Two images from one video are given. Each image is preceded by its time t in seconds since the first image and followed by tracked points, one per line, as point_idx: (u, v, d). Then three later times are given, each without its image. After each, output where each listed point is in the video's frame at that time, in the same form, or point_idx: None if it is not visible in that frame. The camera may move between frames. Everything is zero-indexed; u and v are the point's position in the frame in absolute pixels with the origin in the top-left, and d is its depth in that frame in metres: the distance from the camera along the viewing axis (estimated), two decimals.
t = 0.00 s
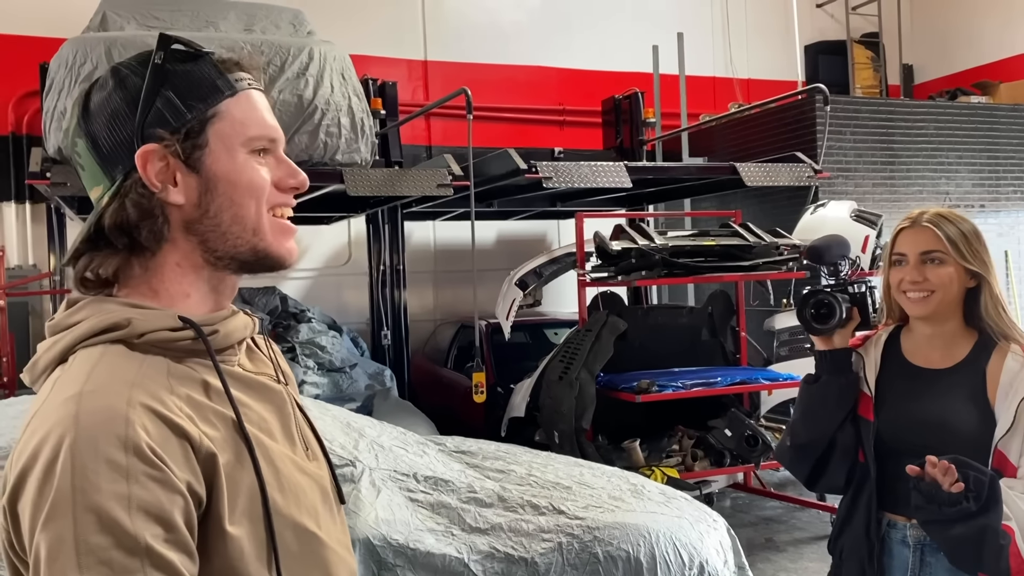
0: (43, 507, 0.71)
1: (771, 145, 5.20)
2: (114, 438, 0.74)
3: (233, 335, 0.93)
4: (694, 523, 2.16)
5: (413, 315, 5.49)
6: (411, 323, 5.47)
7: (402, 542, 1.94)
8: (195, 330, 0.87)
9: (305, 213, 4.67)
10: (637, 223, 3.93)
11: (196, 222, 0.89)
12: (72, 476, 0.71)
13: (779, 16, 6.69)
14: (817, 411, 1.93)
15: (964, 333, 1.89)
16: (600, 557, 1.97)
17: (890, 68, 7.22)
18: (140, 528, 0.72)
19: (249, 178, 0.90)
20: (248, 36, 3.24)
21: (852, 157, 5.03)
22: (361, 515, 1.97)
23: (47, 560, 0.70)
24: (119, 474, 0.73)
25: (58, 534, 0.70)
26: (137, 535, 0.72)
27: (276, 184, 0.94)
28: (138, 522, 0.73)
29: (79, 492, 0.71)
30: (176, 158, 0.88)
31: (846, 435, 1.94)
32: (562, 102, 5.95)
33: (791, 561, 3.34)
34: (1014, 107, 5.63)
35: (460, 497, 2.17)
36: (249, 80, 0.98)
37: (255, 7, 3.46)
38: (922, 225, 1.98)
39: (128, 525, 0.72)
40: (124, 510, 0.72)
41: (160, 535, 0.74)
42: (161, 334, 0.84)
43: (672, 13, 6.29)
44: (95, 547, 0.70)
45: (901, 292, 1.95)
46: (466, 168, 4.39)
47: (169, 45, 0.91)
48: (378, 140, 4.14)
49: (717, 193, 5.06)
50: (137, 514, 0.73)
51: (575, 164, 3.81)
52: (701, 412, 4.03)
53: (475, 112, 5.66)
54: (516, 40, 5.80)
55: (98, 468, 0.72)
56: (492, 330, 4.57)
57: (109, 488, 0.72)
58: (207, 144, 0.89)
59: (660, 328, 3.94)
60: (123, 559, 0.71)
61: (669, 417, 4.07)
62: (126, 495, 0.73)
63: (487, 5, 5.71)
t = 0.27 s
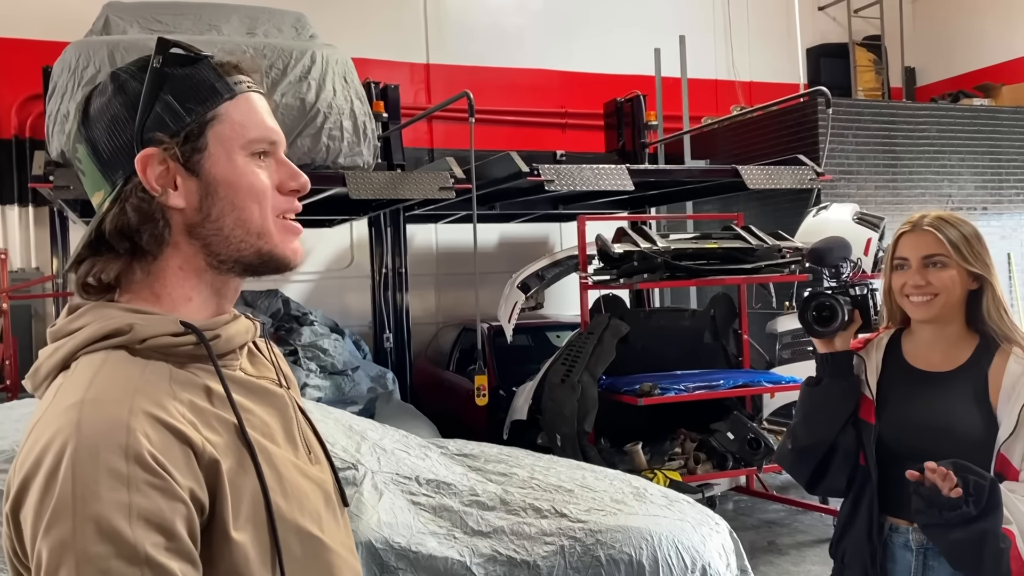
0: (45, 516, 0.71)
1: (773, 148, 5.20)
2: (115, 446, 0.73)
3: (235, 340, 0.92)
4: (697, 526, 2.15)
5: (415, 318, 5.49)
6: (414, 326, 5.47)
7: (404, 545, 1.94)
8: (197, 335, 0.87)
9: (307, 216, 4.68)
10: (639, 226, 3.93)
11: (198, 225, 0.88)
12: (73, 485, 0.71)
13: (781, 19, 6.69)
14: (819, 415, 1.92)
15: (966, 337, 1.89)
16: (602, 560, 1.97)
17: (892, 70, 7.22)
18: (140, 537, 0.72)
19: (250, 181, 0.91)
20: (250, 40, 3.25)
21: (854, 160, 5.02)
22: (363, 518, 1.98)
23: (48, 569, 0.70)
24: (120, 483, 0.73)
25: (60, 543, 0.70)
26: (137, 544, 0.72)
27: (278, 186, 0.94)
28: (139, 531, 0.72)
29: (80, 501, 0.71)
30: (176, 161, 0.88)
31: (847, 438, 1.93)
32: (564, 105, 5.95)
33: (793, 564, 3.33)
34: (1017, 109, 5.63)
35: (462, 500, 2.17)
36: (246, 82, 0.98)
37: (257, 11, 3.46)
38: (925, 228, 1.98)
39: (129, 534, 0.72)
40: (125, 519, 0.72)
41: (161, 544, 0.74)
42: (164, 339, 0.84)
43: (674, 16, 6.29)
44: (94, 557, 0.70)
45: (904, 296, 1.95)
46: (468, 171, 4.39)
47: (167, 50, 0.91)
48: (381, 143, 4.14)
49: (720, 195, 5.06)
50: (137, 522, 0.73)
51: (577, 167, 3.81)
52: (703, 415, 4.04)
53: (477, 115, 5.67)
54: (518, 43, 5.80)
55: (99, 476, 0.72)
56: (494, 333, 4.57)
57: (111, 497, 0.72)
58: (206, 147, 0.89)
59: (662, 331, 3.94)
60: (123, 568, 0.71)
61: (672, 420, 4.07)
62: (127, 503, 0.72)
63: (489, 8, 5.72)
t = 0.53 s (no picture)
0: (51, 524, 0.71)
1: (775, 150, 5.20)
2: (117, 449, 0.73)
3: (230, 346, 0.92)
4: (699, 529, 2.15)
5: (418, 321, 5.49)
6: (416, 328, 5.47)
7: (406, 549, 1.94)
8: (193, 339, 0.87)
9: (310, 219, 4.68)
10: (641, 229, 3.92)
11: (197, 229, 0.89)
12: (76, 490, 0.71)
13: (784, 21, 6.69)
14: (818, 419, 1.91)
15: (968, 343, 1.89)
16: (604, 563, 1.97)
17: (895, 73, 7.21)
18: (146, 539, 0.72)
19: (248, 182, 0.91)
20: (252, 43, 3.26)
21: (856, 162, 5.02)
22: (365, 521, 1.98)
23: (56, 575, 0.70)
24: (123, 486, 0.73)
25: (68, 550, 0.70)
26: (143, 546, 0.72)
27: (275, 187, 0.95)
28: (145, 532, 0.72)
29: (85, 505, 0.71)
30: (175, 164, 0.88)
31: (849, 441, 1.92)
32: (566, 108, 5.96)
33: (796, 567, 3.33)
34: (1020, 112, 5.62)
35: (465, 504, 2.16)
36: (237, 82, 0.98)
37: (259, 14, 3.47)
38: (929, 234, 1.97)
39: (135, 537, 0.72)
40: (130, 521, 0.72)
41: (169, 545, 0.74)
42: (160, 344, 0.84)
43: (677, 18, 6.30)
44: (102, 560, 0.70)
45: (908, 300, 1.94)
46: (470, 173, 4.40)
47: (160, 54, 0.92)
48: (383, 146, 4.15)
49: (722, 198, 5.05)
50: (142, 524, 0.73)
51: (579, 170, 3.81)
52: (705, 417, 4.03)
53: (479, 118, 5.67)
54: (521, 46, 5.81)
55: (102, 481, 0.72)
56: (496, 336, 4.57)
57: (114, 501, 0.72)
58: (204, 149, 0.89)
59: (664, 334, 3.94)
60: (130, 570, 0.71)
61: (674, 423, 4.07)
62: (131, 506, 0.72)
63: (491, 11, 5.72)
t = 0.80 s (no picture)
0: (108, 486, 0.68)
1: (778, 153, 5.20)
2: (162, 402, 0.72)
3: (230, 343, 0.91)
4: (703, 533, 2.15)
5: (420, 324, 5.49)
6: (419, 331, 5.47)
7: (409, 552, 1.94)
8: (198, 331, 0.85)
9: (313, 222, 4.69)
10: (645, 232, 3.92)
11: (226, 229, 0.90)
12: (133, 447, 0.69)
13: (787, 24, 6.69)
14: (824, 416, 1.90)
15: (973, 344, 1.88)
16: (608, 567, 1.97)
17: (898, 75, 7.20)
18: (218, 477, 0.72)
19: (272, 187, 0.94)
20: (256, 47, 3.26)
21: (859, 165, 5.02)
22: (369, 525, 1.98)
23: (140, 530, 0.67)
24: (178, 435, 0.71)
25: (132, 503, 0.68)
26: (220, 483, 0.71)
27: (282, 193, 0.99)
28: (217, 470, 0.72)
29: (151, 456, 0.69)
30: (214, 166, 0.88)
31: (854, 439, 1.92)
32: (569, 111, 5.96)
33: (800, 571, 3.32)
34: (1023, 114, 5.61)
35: (468, 507, 2.17)
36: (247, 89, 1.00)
37: (263, 18, 3.48)
38: (942, 229, 1.99)
39: (208, 476, 0.71)
40: (196, 465, 0.71)
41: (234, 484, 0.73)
42: (163, 333, 0.82)
43: (679, 21, 6.30)
44: (185, 503, 0.69)
45: (919, 295, 1.93)
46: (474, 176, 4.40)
47: (197, 55, 0.90)
48: (386, 150, 4.15)
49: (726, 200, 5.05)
50: (210, 467, 0.72)
51: (582, 173, 3.81)
52: (705, 421, 4.00)
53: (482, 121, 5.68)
54: (523, 49, 5.82)
55: (155, 435, 0.70)
56: (499, 339, 4.57)
57: (168, 450, 0.70)
58: (238, 153, 0.90)
59: (667, 336, 3.94)
60: (213, 509, 0.70)
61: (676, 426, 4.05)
62: (194, 452, 0.71)
63: (494, 14, 5.73)
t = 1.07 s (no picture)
0: (125, 493, 0.71)
1: (780, 156, 5.20)
2: (167, 412, 0.76)
3: (211, 356, 0.93)
4: (705, 535, 2.15)
5: (424, 327, 5.50)
6: (422, 334, 5.48)
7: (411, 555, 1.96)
8: (180, 345, 0.87)
9: (317, 225, 4.71)
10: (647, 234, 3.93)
11: (193, 240, 0.91)
12: (148, 454, 0.73)
13: (790, 27, 6.69)
14: (843, 423, 1.88)
15: (997, 350, 1.88)
16: (611, 569, 1.98)
17: (901, 77, 7.21)
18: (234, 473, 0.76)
19: (241, 194, 0.93)
20: (259, 51, 3.27)
21: (862, 168, 5.02)
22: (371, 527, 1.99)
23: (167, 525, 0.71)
24: (188, 440, 0.75)
25: (152, 505, 0.72)
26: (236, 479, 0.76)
27: (259, 198, 0.98)
28: (232, 467, 0.77)
29: (169, 461, 0.73)
30: (172, 177, 0.88)
31: (875, 446, 1.89)
32: (572, 114, 5.98)
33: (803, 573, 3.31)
34: None
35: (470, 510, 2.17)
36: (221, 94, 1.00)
37: (266, 22, 3.50)
38: (963, 235, 1.98)
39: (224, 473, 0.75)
40: (211, 465, 0.75)
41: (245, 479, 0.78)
42: (147, 347, 0.83)
43: (682, 24, 6.31)
44: (210, 498, 0.73)
45: (939, 302, 1.93)
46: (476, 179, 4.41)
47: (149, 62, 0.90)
48: (389, 153, 4.16)
49: (727, 203, 5.06)
50: (223, 465, 0.76)
51: (584, 176, 3.82)
52: (710, 424, 4.00)
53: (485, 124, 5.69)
54: (526, 52, 5.83)
55: (166, 441, 0.74)
56: (502, 341, 4.58)
57: (181, 453, 0.74)
58: (200, 162, 0.91)
59: (670, 339, 3.94)
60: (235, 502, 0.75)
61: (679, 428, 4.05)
62: (207, 454, 0.76)
63: (497, 17, 5.74)
